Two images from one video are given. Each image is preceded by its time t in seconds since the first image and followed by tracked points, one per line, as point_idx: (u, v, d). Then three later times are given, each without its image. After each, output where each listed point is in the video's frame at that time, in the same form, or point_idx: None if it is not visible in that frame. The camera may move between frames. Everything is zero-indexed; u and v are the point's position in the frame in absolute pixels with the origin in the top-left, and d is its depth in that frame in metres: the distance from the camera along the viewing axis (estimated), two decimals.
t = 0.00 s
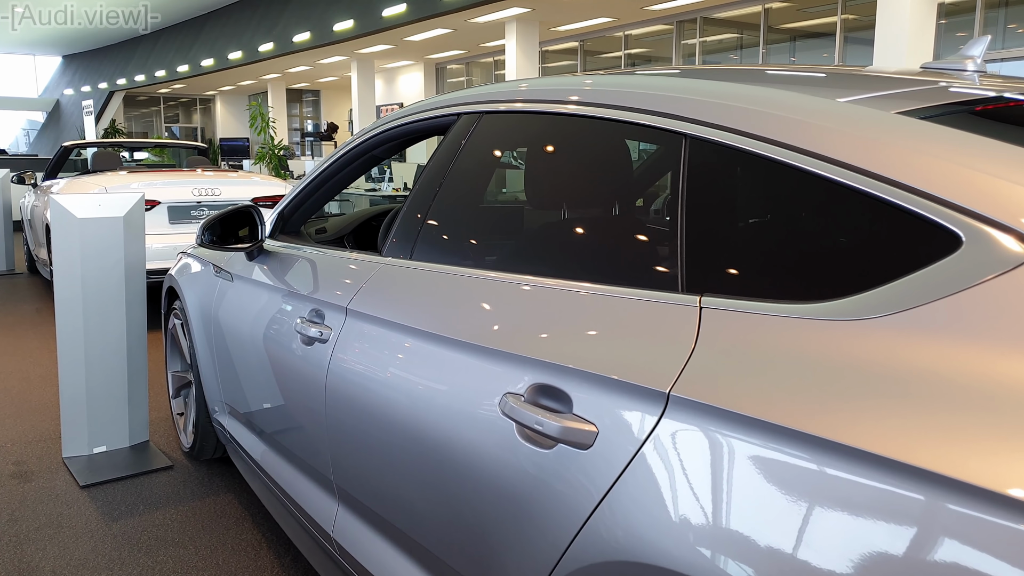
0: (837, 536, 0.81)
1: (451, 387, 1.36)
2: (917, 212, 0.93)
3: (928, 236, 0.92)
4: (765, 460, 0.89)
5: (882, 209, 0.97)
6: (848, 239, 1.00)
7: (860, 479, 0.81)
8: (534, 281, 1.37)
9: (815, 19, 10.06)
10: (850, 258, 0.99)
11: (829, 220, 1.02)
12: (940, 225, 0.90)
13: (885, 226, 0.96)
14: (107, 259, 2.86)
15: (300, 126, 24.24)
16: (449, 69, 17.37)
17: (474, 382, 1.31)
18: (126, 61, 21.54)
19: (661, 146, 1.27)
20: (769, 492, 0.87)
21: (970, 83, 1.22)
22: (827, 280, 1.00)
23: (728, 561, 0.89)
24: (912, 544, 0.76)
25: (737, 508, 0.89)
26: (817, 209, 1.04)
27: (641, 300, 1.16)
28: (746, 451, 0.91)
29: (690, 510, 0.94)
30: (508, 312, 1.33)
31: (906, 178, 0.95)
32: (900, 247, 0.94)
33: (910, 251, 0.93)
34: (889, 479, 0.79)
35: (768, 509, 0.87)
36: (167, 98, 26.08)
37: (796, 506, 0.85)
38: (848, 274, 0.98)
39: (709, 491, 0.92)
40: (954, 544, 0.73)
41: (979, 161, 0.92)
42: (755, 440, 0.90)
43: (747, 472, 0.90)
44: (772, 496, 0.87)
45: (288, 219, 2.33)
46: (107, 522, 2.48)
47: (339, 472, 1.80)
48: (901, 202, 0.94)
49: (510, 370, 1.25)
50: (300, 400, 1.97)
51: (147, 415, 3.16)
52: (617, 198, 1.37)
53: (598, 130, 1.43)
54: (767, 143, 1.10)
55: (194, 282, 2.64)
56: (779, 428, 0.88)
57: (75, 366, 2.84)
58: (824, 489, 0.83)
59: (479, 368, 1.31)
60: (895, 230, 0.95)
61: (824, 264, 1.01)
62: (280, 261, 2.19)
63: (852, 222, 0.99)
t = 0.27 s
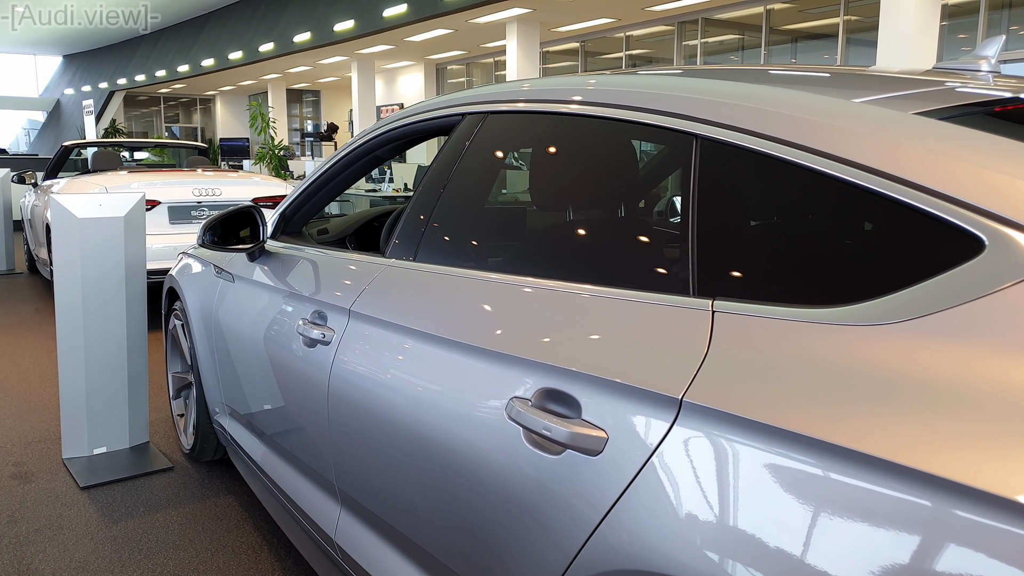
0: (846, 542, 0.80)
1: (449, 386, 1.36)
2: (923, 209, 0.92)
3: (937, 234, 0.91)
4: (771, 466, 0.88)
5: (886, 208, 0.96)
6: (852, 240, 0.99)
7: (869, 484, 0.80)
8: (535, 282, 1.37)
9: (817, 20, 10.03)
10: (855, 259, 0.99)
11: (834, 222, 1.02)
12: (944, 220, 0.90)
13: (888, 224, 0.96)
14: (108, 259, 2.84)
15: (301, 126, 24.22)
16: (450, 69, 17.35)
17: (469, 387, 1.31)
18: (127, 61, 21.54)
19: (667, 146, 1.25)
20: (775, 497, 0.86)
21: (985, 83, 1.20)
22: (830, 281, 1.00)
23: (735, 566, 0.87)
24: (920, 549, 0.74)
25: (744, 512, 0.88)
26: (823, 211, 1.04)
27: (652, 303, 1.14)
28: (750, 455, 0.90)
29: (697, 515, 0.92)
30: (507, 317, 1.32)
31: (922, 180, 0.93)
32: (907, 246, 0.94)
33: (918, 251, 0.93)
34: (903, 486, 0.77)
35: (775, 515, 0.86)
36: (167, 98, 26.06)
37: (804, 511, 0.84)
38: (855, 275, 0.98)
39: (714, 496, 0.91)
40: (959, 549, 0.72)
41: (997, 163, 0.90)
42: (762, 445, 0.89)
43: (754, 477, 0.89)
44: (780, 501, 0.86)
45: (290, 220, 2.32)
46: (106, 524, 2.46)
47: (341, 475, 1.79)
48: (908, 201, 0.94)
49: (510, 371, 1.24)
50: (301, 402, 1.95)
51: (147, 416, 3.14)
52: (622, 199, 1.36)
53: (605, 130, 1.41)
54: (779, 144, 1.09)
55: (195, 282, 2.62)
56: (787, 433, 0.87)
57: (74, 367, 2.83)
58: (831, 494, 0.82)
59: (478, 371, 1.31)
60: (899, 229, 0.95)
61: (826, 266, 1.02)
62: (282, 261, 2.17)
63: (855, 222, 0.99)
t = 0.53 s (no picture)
0: (858, 543, 0.78)
1: (448, 387, 1.36)
2: (929, 201, 0.92)
3: (945, 228, 0.91)
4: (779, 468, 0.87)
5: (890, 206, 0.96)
6: (858, 240, 1.00)
7: (880, 486, 0.79)
8: (537, 282, 1.36)
9: (818, 21, 10.03)
10: (860, 259, 0.99)
11: (842, 224, 1.02)
12: (947, 211, 0.90)
13: (889, 215, 0.96)
14: (108, 259, 2.82)
15: (301, 127, 24.22)
16: (450, 70, 17.35)
17: (466, 390, 1.32)
18: (127, 61, 21.53)
19: (675, 145, 1.24)
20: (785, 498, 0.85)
21: (999, 80, 1.18)
22: (838, 280, 0.99)
23: (746, 567, 0.86)
24: (934, 550, 0.73)
25: (754, 513, 0.87)
26: (829, 213, 1.03)
27: (663, 304, 1.12)
28: (758, 456, 0.89)
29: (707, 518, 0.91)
30: (510, 319, 1.31)
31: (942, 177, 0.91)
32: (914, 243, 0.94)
33: (925, 248, 0.92)
34: (920, 489, 0.76)
35: (785, 516, 0.84)
36: (167, 99, 26.10)
37: (815, 513, 0.82)
38: (861, 274, 0.97)
39: (722, 497, 0.90)
40: (972, 550, 0.71)
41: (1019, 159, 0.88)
42: (771, 446, 0.88)
43: (763, 479, 0.88)
44: (790, 502, 0.84)
45: (292, 220, 2.30)
46: (106, 526, 2.45)
47: (345, 478, 1.77)
48: (914, 193, 0.93)
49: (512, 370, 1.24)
50: (304, 404, 1.94)
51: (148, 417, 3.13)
52: (629, 199, 1.35)
53: (613, 128, 1.39)
54: (792, 141, 1.07)
55: (196, 283, 2.60)
56: (799, 435, 0.86)
57: (74, 368, 2.81)
58: (844, 495, 0.81)
59: (476, 372, 1.31)
60: (901, 219, 0.95)
61: (829, 265, 1.02)
62: (284, 262, 2.16)
63: (858, 224, 0.99)
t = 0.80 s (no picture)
0: (871, 543, 0.77)
1: (447, 385, 1.36)
2: (936, 192, 0.91)
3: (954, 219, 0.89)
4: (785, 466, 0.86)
5: (897, 201, 0.95)
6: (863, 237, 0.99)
7: (890, 484, 0.78)
8: (539, 280, 1.36)
9: (818, 20, 10.02)
10: (863, 255, 0.98)
11: (847, 224, 1.01)
12: (952, 200, 0.89)
13: (892, 202, 0.95)
14: (106, 257, 2.80)
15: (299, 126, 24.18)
16: (450, 69, 17.33)
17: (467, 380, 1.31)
18: (125, 61, 21.49)
19: (683, 141, 1.23)
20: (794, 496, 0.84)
21: (1013, 75, 1.16)
22: (847, 278, 0.98)
23: (755, 566, 0.85)
24: (946, 549, 0.72)
25: (762, 512, 0.86)
26: (836, 210, 1.02)
27: (674, 302, 1.11)
28: (764, 455, 0.88)
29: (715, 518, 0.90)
30: (516, 317, 1.29)
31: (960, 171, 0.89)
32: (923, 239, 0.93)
33: (934, 242, 0.91)
34: (936, 489, 0.75)
35: (795, 515, 0.83)
36: (165, 98, 26.06)
37: (824, 510, 0.81)
38: (868, 271, 0.96)
39: (729, 496, 0.89)
40: (986, 550, 0.70)
41: None
42: (779, 445, 0.87)
43: (771, 477, 0.86)
44: (799, 500, 0.83)
45: (293, 218, 2.28)
46: (105, 527, 2.43)
47: (347, 478, 1.76)
48: (922, 183, 0.92)
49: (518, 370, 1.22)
50: (305, 404, 1.92)
51: (146, 417, 3.11)
52: (634, 196, 1.34)
53: (620, 123, 1.37)
54: (803, 136, 1.05)
55: (195, 282, 2.58)
56: (809, 433, 0.85)
57: (72, 367, 2.78)
58: (856, 494, 0.80)
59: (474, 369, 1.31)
60: (904, 208, 0.94)
61: (834, 262, 1.01)
62: (284, 260, 2.14)
63: (860, 222, 0.99)
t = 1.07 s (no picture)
0: (884, 546, 0.76)
1: (447, 382, 1.35)
2: (946, 183, 0.89)
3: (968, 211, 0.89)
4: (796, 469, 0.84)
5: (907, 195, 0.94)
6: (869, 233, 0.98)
7: (903, 486, 0.76)
8: (540, 278, 1.35)
9: (820, 20, 10.01)
10: (872, 251, 0.97)
11: (856, 219, 1.00)
12: (971, 194, 0.87)
13: (901, 195, 0.94)
14: (107, 255, 2.78)
15: (300, 124, 24.16)
16: (451, 68, 17.31)
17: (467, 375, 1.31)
18: (125, 58, 21.46)
19: (693, 138, 1.21)
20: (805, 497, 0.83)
21: None
22: (858, 275, 0.97)
23: (766, 566, 0.84)
24: (961, 553, 0.71)
25: (772, 513, 0.85)
26: (845, 209, 1.01)
27: (689, 301, 1.08)
28: (773, 456, 0.86)
29: (724, 520, 0.89)
30: (522, 316, 1.27)
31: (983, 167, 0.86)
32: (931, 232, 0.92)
33: (945, 236, 0.91)
34: (955, 492, 0.73)
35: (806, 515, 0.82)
36: (165, 96, 26.04)
37: (835, 512, 0.80)
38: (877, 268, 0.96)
39: (738, 497, 0.88)
40: (1002, 554, 0.68)
41: None
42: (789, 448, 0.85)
43: (782, 479, 0.85)
44: (810, 502, 0.82)
45: (295, 216, 2.27)
46: (105, 526, 2.41)
47: (350, 480, 1.74)
48: (930, 175, 0.91)
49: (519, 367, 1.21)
50: (307, 405, 1.90)
51: (147, 416, 3.09)
52: (641, 194, 1.32)
53: (630, 118, 1.35)
54: (819, 131, 1.03)
55: (196, 280, 2.57)
56: (823, 434, 0.83)
57: (72, 365, 2.77)
58: (869, 495, 0.78)
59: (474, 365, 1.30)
60: (916, 200, 0.93)
61: (843, 259, 1.00)
62: (287, 258, 2.12)
63: (870, 221, 0.98)
